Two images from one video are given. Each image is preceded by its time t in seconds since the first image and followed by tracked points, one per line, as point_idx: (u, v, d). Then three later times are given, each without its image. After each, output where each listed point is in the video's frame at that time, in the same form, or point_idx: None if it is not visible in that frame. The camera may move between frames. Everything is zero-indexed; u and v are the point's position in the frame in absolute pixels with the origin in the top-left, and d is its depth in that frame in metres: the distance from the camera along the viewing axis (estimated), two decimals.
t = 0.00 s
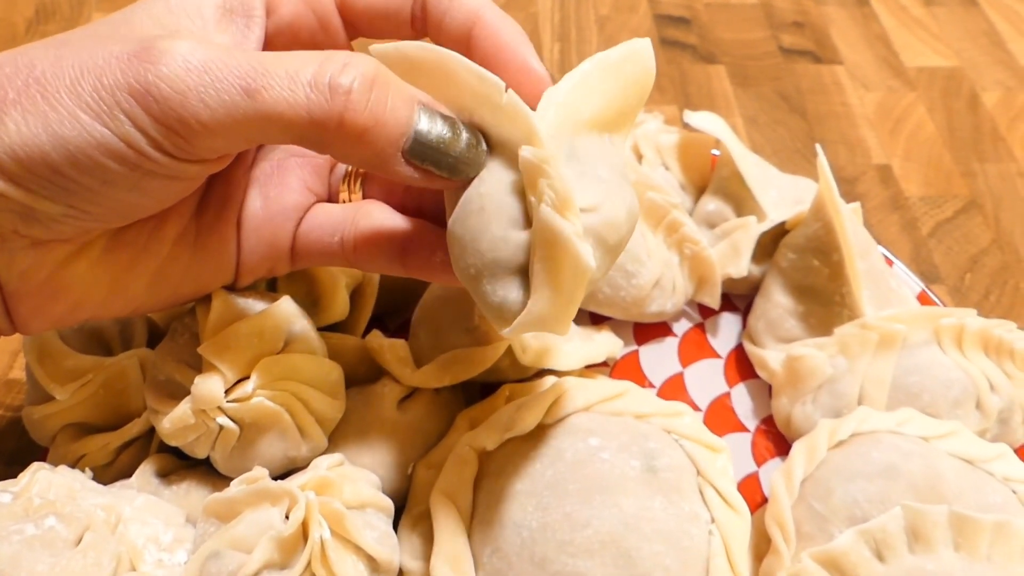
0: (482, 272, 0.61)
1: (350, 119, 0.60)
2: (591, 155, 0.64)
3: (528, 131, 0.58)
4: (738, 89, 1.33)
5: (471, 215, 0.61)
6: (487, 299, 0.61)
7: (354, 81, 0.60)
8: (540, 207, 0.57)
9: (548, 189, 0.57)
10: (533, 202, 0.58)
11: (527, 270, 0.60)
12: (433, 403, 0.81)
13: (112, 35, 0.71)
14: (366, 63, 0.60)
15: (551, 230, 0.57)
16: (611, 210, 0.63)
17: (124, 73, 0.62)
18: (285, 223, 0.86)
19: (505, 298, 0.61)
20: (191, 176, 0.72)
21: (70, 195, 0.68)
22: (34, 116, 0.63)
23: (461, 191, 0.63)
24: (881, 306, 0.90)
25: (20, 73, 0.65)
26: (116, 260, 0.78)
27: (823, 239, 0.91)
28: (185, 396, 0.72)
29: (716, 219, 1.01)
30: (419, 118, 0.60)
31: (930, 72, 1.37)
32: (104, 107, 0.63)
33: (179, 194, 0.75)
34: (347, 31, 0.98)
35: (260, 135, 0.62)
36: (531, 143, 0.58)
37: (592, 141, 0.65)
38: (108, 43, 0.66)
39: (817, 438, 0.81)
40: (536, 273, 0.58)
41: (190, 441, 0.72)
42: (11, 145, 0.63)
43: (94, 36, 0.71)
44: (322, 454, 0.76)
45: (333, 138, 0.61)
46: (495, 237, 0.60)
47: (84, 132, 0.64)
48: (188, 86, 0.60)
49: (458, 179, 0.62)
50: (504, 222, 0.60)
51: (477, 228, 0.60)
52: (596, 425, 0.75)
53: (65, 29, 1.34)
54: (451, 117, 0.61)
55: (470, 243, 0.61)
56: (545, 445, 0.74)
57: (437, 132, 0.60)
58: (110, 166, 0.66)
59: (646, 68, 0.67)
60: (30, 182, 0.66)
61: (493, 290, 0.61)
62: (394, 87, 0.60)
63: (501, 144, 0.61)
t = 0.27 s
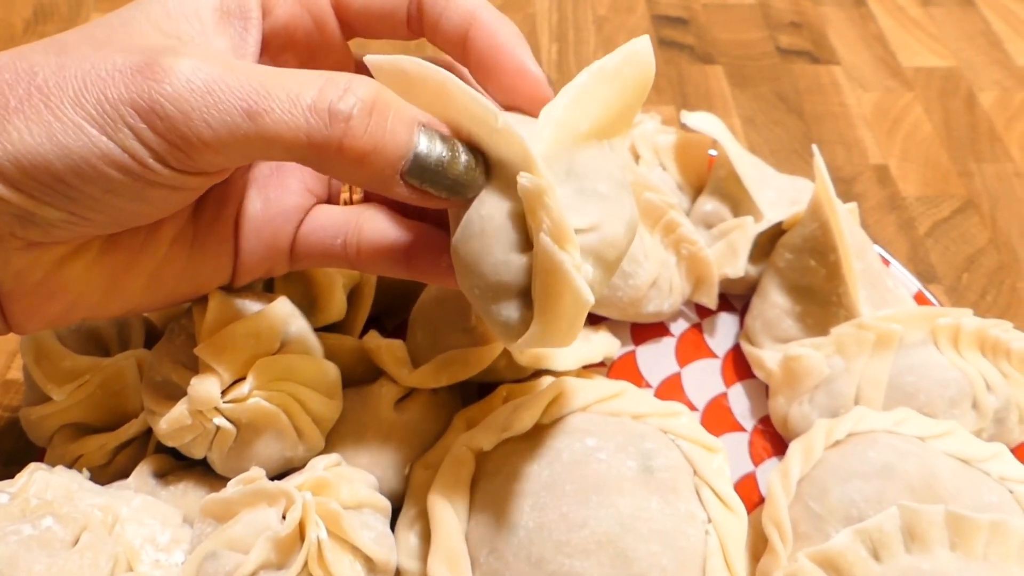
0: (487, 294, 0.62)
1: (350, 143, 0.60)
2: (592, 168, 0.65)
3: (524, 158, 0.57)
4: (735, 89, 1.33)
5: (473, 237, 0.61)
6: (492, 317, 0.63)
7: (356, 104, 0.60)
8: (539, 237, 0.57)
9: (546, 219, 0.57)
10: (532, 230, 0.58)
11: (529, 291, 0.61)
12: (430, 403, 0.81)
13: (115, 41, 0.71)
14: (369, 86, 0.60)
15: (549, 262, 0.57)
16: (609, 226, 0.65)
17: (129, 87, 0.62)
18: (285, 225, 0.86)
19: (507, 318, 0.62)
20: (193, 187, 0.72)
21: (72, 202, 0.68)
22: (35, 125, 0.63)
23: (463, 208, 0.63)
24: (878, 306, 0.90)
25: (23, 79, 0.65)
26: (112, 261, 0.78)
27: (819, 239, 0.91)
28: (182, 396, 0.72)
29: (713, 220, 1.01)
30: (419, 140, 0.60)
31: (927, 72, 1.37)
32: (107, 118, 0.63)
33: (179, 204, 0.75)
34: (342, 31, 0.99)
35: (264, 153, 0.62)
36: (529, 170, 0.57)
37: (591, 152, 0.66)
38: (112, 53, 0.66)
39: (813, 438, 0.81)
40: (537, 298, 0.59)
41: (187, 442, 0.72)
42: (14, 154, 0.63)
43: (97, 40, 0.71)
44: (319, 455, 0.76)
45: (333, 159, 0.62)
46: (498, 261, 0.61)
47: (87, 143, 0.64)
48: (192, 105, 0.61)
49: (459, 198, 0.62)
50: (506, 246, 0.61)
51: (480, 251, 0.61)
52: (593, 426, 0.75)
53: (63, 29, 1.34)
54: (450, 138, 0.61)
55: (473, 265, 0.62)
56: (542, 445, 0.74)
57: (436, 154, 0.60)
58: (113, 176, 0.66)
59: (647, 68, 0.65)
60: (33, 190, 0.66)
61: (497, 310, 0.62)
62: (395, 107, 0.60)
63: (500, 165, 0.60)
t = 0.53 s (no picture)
0: (486, 291, 0.62)
1: (354, 139, 0.60)
2: (592, 169, 0.66)
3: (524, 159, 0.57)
4: (729, 91, 1.34)
5: (474, 235, 0.61)
6: (490, 315, 0.63)
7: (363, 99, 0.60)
8: (536, 237, 0.57)
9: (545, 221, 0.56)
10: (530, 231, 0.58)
11: (527, 290, 0.61)
12: (425, 408, 0.81)
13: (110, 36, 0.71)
14: (373, 82, 0.60)
15: (546, 263, 0.57)
16: (609, 227, 0.64)
17: (128, 83, 0.62)
18: (288, 218, 0.88)
19: (506, 315, 0.62)
20: (194, 182, 0.72)
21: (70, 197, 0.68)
22: (33, 121, 0.63)
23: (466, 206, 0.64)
24: (871, 306, 0.91)
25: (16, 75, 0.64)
26: (108, 255, 0.79)
27: (812, 241, 0.92)
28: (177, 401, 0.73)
29: (708, 222, 1.01)
30: (422, 135, 0.60)
31: (921, 73, 1.38)
32: (107, 113, 0.63)
33: (181, 198, 0.75)
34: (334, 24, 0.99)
35: (264, 150, 0.63)
36: (529, 169, 0.56)
37: (593, 152, 0.66)
38: (108, 46, 0.65)
39: (806, 439, 0.82)
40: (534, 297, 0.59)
41: (182, 447, 0.72)
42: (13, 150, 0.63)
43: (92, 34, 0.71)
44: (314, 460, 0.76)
45: (336, 156, 0.62)
46: (496, 259, 0.61)
47: (86, 138, 0.64)
48: (194, 100, 0.60)
49: (462, 195, 0.62)
50: (505, 245, 0.61)
51: (479, 248, 0.61)
52: (586, 429, 0.76)
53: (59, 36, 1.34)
54: (452, 133, 0.61)
55: (473, 262, 0.62)
56: (535, 449, 0.74)
57: (439, 150, 0.60)
58: (113, 172, 0.66)
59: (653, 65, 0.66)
60: (32, 186, 0.66)
61: (495, 307, 0.62)
62: (398, 102, 0.60)
63: (502, 163, 0.60)
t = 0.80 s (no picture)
0: (543, 279, 0.61)
1: (423, 132, 0.58)
2: (654, 172, 0.62)
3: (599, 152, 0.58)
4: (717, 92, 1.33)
5: (535, 222, 0.61)
6: (542, 302, 0.62)
7: (426, 88, 0.58)
8: (604, 231, 0.58)
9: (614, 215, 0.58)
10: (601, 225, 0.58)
11: (583, 282, 0.61)
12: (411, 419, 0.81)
13: None
14: (436, 73, 0.59)
15: (613, 257, 0.57)
16: (668, 233, 0.61)
17: (214, 76, 0.57)
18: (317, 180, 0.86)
19: (557, 304, 0.61)
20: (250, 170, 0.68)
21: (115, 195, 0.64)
22: (99, 109, 0.57)
23: (525, 189, 0.62)
24: (861, 309, 0.90)
25: (73, 48, 0.57)
26: (138, 237, 0.73)
27: (800, 242, 0.91)
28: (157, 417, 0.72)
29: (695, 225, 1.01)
30: (493, 116, 0.58)
31: (909, 71, 1.37)
32: (183, 105, 0.58)
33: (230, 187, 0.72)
34: None
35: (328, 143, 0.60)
36: (602, 163, 0.58)
37: (659, 158, 0.63)
38: (161, 17, 0.58)
39: (797, 443, 0.81)
40: (594, 287, 0.59)
41: (164, 464, 0.72)
42: (73, 140, 0.57)
43: None
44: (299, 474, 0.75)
45: (405, 150, 0.60)
46: (558, 248, 0.60)
47: (159, 129, 0.59)
48: (274, 93, 0.57)
49: (526, 174, 0.61)
50: (568, 235, 0.60)
51: (540, 236, 0.60)
52: (573, 439, 0.75)
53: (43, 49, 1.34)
54: (517, 113, 0.59)
55: (533, 250, 0.61)
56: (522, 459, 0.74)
57: (504, 131, 0.58)
58: (184, 163, 0.62)
59: (723, 81, 0.62)
60: (68, 180, 0.60)
61: (549, 295, 0.62)
62: (458, 89, 0.58)
63: (570, 155, 0.60)
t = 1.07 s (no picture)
0: (612, 315, 0.68)
1: (535, 166, 0.69)
2: (728, 235, 0.74)
3: (689, 213, 0.65)
4: (712, 94, 1.34)
5: (615, 262, 0.67)
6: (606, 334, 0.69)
7: (539, 123, 0.67)
8: (680, 284, 0.64)
9: (693, 272, 0.64)
10: (676, 277, 0.64)
11: (647, 324, 0.67)
12: (409, 423, 0.81)
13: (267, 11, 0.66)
14: (546, 109, 0.68)
15: (683, 309, 0.64)
16: (730, 292, 0.73)
17: (369, 117, 0.64)
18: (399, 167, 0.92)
19: (620, 339, 0.68)
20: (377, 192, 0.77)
21: (258, 224, 0.70)
22: (270, 149, 0.63)
23: (606, 224, 0.70)
24: (855, 310, 0.91)
25: (218, 77, 0.61)
26: (238, 252, 0.77)
27: (793, 245, 0.91)
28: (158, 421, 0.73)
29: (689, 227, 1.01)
30: (600, 147, 0.68)
31: (903, 72, 1.38)
32: (336, 144, 0.65)
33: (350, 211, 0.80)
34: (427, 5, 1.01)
35: (449, 170, 0.69)
36: (688, 226, 0.65)
37: (733, 224, 0.75)
38: (315, 57, 0.64)
39: (792, 444, 0.81)
40: (656, 332, 0.66)
41: (165, 468, 0.73)
42: (248, 177, 0.64)
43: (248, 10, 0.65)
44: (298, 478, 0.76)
45: (520, 182, 0.71)
46: (632, 290, 0.66)
47: (316, 165, 0.65)
48: (418, 133, 0.65)
49: (620, 202, 0.68)
50: (644, 280, 0.66)
51: (619, 276, 0.66)
52: (570, 441, 0.76)
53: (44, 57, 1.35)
54: (615, 145, 0.68)
55: (609, 286, 0.67)
56: (519, 460, 0.74)
57: (605, 160, 0.67)
58: (331, 194, 0.69)
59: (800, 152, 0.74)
60: (227, 208, 0.66)
61: (615, 330, 0.68)
62: (567, 120, 0.68)
63: (658, 207, 0.67)
